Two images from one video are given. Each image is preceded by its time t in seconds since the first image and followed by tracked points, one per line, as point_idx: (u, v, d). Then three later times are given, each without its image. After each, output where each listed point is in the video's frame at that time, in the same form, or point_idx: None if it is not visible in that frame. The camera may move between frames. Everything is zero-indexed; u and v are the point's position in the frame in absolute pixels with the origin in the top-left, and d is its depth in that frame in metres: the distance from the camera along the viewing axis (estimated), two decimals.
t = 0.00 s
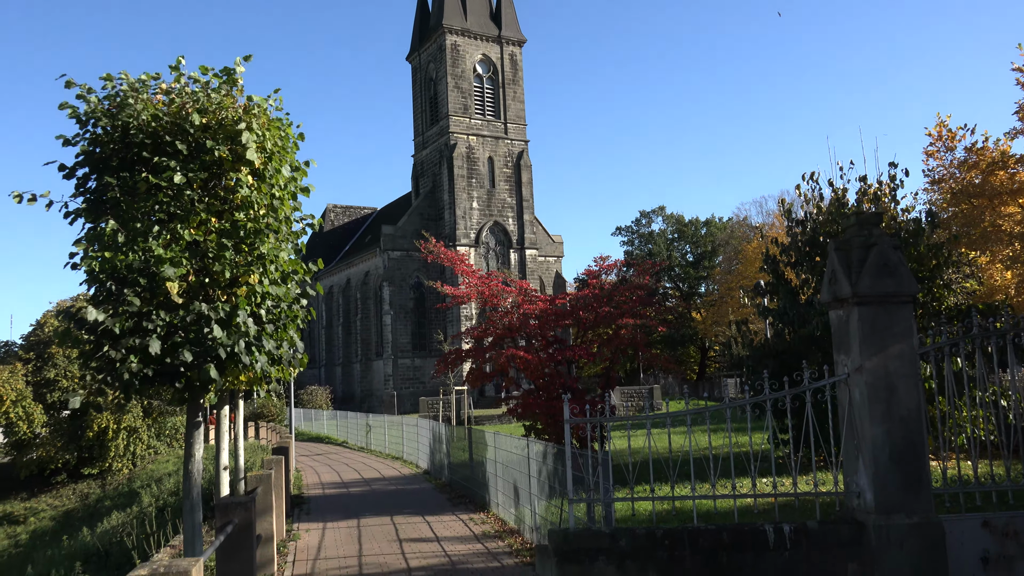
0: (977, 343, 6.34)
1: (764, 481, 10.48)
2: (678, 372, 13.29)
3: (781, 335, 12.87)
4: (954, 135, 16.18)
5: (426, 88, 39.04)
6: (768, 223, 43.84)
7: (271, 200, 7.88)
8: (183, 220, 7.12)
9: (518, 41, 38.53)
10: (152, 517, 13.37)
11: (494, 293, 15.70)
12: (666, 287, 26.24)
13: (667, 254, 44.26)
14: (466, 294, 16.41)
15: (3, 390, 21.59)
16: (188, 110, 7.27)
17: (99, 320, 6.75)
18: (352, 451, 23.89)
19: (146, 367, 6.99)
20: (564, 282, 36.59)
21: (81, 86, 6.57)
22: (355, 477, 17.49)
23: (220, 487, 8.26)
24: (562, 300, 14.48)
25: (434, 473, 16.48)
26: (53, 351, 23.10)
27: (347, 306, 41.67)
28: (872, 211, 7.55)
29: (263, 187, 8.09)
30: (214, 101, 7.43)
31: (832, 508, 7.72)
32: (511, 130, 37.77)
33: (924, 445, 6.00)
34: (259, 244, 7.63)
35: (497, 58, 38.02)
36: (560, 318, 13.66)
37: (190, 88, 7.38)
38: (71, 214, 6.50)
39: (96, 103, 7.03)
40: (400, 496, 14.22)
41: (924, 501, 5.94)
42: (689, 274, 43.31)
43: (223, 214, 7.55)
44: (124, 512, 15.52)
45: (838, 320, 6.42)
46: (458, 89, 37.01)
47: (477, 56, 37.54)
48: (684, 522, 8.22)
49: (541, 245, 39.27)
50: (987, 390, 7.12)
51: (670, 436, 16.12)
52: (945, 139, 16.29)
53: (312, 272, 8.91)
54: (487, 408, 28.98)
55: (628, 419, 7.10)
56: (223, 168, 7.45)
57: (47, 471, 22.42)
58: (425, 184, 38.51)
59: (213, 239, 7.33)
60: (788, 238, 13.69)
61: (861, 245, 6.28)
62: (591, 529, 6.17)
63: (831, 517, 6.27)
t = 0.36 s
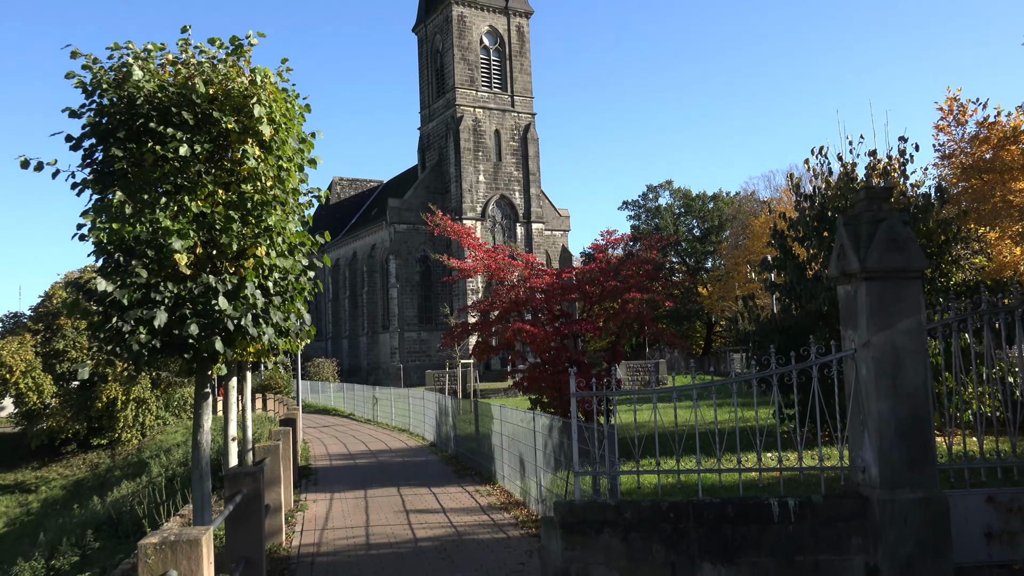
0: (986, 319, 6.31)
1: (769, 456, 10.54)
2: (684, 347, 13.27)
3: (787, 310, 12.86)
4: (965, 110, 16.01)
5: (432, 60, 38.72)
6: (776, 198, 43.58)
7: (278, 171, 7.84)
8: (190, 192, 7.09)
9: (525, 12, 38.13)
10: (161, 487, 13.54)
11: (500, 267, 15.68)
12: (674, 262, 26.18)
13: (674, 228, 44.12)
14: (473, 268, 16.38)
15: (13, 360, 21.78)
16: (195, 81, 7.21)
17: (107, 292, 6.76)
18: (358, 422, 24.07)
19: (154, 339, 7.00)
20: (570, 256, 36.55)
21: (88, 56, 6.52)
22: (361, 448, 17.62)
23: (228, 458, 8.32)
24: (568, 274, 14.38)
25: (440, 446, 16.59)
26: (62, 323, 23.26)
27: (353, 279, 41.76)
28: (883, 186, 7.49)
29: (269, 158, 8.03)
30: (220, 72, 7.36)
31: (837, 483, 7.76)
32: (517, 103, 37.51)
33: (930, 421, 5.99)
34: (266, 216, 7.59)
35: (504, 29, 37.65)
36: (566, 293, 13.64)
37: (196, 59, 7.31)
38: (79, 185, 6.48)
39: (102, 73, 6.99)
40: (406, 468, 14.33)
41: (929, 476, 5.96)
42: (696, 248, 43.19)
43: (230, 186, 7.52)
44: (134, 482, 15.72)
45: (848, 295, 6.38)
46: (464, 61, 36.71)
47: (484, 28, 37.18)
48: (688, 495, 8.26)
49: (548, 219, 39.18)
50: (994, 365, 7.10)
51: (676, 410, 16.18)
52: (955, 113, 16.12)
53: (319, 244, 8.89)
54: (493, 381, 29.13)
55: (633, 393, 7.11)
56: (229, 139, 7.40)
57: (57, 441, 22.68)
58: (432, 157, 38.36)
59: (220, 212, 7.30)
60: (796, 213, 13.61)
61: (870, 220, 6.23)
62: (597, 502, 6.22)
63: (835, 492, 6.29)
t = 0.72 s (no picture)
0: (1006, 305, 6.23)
1: (784, 439, 10.52)
2: (700, 330, 13.21)
3: (804, 294, 12.78)
4: (988, 92, 15.75)
5: (448, 39, 38.49)
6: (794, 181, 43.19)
7: (295, 150, 7.84)
8: (207, 169, 7.10)
9: None
10: (179, 462, 13.71)
11: (516, 248, 15.63)
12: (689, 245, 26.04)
13: (690, 211, 43.86)
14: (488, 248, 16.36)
15: (33, 335, 22.04)
16: (212, 58, 7.20)
17: (126, 269, 6.80)
18: (373, 401, 24.23)
19: (172, 316, 7.04)
20: (586, 238, 36.45)
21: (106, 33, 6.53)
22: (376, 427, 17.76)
23: (245, 435, 8.40)
24: (584, 255, 14.30)
25: (454, 425, 16.68)
26: (81, 299, 23.48)
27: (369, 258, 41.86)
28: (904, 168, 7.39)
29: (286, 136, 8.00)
30: (237, 49, 7.34)
31: (851, 467, 7.73)
32: (534, 82, 37.27)
33: (948, 405, 5.96)
34: (283, 194, 7.59)
35: (521, 8, 37.32)
36: (581, 274, 13.59)
37: (214, 37, 7.31)
38: (97, 162, 6.52)
39: (121, 50, 7.01)
40: (420, 446, 14.42)
41: (945, 461, 5.93)
42: (712, 231, 42.95)
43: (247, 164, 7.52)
44: (152, 457, 15.92)
45: (866, 279, 6.32)
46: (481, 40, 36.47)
47: (501, 6, 36.88)
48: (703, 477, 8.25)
49: (564, 200, 39.04)
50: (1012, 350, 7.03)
51: (690, 392, 16.17)
52: (977, 96, 15.87)
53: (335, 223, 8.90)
54: (507, 361, 29.22)
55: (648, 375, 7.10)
56: (247, 117, 7.39)
57: (77, 415, 22.99)
58: (447, 136, 38.24)
59: (237, 190, 7.31)
60: (815, 196, 13.47)
61: (890, 204, 6.16)
62: (611, 482, 6.24)
63: (850, 476, 6.28)
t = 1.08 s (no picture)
0: None
1: (808, 422, 10.48)
2: (724, 312, 13.12)
3: (829, 276, 12.65)
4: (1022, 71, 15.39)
5: (471, 18, 38.27)
6: (820, 161, 42.57)
7: (319, 129, 7.82)
8: (232, 149, 7.12)
9: None
10: (206, 439, 13.92)
11: (539, 228, 15.58)
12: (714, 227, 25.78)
13: (714, 191, 43.47)
14: (511, 228, 16.32)
15: (62, 313, 22.40)
16: (236, 38, 7.20)
17: (152, 247, 6.86)
18: (396, 380, 24.41)
19: (198, 293, 7.10)
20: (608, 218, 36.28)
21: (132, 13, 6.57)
22: (399, 406, 17.91)
23: (270, 412, 8.49)
24: (607, 236, 14.23)
25: (477, 404, 16.77)
26: (109, 278, 23.82)
27: (391, 239, 42.02)
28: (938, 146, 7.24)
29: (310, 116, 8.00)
30: (260, 28, 7.33)
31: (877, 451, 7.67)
32: (557, 62, 37.00)
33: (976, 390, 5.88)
34: (307, 173, 7.58)
35: None
36: (604, 255, 13.51)
37: (239, 16, 7.29)
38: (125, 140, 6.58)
39: (146, 29, 7.04)
40: (443, 425, 14.53)
41: (972, 444, 5.87)
42: (736, 212, 42.56)
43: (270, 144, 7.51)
44: (179, 434, 16.20)
45: (894, 261, 6.23)
46: (504, 20, 36.23)
47: None
48: (726, 458, 8.23)
49: (587, 181, 38.87)
50: None
51: (713, 374, 16.11)
52: (1011, 75, 15.51)
53: (359, 203, 8.90)
54: (529, 342, 29.28)
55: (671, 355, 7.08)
56: (271, 97, 7.40)
57: (106, 392, 23.41)
58: (470, 116, 38.13)
59: (262, 169, 7.33)
60: (841, 177, 13.28)
61: (920, 184, 6.06)
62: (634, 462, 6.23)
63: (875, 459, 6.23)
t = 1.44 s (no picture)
0: None
1: (836, 408, 10.39)
2: (753, 297, 13.00)
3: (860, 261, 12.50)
4: None
5: None
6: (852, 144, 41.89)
7: (347, 110, 7.83)
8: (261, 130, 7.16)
9: None
10: (236, 418, 14.15)
11: (566, 211, 15.52)
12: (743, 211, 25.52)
13: (743, 175, 43.01)
14: (538, 211, 16.27)
15: (96, 293, 22.80)
16: (265, 19, 7.23)
17: (183, 228, 6.94)
18: (422, 362, 24.57)
19: (228, 274, 7.18)
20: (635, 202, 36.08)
21: None
22: (426, 387, 18.04)
23: (299, 392, 8.59)
24: (634, 219, 14.13)
25: (502, 387, 16.84)
26: (141, 259, 24.19)
27: (418, 221, 42.16)
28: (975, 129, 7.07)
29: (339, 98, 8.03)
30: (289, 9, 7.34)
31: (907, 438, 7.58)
32: (586, 44, 36.68)
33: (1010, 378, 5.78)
34: (335, 155, 7.61)
35: None
36: (632, 239, 13.42)
37: None
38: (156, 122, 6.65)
39: (177, 11, 7.09)
40: (469, 407, 14.61)
41: (1006, 433, 5.77)
42: (765, 196, 42.11)
43: (299, 126, 7.53)
44: (210, 412, 16.48)
45: (928, 246, 6.12)
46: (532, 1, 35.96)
47: None
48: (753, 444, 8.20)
49: (614, 164, 38.65)
50: None
51: (740, 359, 16.01)
52: None
53: (387, 184, 8.91)
54: (555, 325, 29.34)
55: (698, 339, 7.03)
56: (300, 79, 7.42)
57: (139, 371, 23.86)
58: (497, 99, 38.00)
59: (291, 150, 7.37)
60: (874, 161, 13.06)
61: (956, 167, 5.94)
62: (660, 446, 6.23)
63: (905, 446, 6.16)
